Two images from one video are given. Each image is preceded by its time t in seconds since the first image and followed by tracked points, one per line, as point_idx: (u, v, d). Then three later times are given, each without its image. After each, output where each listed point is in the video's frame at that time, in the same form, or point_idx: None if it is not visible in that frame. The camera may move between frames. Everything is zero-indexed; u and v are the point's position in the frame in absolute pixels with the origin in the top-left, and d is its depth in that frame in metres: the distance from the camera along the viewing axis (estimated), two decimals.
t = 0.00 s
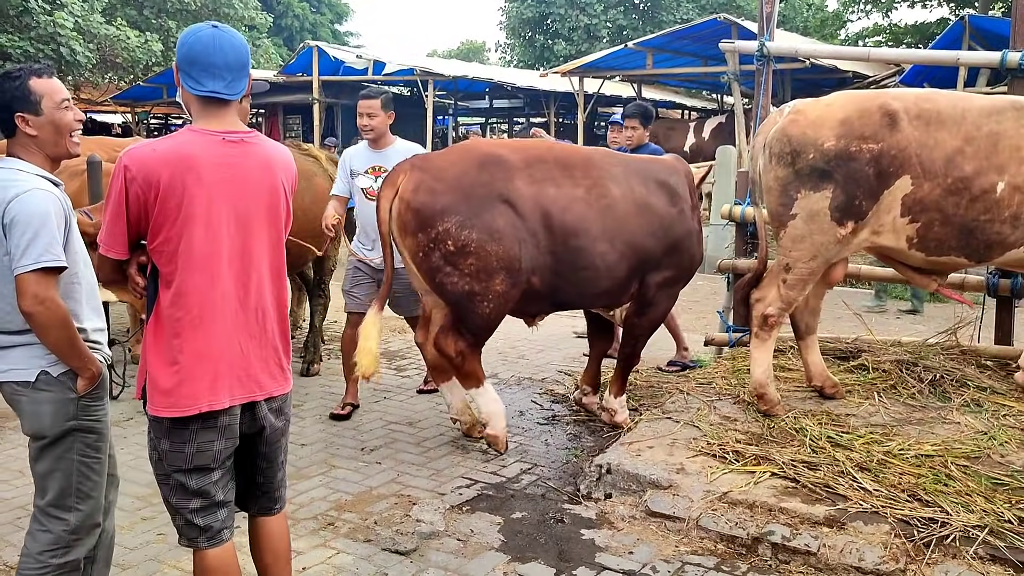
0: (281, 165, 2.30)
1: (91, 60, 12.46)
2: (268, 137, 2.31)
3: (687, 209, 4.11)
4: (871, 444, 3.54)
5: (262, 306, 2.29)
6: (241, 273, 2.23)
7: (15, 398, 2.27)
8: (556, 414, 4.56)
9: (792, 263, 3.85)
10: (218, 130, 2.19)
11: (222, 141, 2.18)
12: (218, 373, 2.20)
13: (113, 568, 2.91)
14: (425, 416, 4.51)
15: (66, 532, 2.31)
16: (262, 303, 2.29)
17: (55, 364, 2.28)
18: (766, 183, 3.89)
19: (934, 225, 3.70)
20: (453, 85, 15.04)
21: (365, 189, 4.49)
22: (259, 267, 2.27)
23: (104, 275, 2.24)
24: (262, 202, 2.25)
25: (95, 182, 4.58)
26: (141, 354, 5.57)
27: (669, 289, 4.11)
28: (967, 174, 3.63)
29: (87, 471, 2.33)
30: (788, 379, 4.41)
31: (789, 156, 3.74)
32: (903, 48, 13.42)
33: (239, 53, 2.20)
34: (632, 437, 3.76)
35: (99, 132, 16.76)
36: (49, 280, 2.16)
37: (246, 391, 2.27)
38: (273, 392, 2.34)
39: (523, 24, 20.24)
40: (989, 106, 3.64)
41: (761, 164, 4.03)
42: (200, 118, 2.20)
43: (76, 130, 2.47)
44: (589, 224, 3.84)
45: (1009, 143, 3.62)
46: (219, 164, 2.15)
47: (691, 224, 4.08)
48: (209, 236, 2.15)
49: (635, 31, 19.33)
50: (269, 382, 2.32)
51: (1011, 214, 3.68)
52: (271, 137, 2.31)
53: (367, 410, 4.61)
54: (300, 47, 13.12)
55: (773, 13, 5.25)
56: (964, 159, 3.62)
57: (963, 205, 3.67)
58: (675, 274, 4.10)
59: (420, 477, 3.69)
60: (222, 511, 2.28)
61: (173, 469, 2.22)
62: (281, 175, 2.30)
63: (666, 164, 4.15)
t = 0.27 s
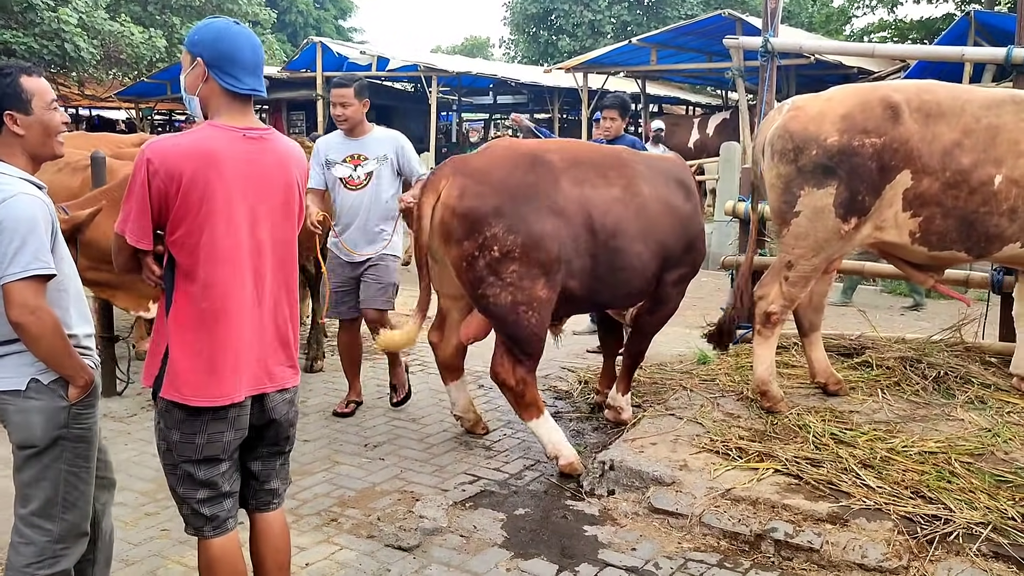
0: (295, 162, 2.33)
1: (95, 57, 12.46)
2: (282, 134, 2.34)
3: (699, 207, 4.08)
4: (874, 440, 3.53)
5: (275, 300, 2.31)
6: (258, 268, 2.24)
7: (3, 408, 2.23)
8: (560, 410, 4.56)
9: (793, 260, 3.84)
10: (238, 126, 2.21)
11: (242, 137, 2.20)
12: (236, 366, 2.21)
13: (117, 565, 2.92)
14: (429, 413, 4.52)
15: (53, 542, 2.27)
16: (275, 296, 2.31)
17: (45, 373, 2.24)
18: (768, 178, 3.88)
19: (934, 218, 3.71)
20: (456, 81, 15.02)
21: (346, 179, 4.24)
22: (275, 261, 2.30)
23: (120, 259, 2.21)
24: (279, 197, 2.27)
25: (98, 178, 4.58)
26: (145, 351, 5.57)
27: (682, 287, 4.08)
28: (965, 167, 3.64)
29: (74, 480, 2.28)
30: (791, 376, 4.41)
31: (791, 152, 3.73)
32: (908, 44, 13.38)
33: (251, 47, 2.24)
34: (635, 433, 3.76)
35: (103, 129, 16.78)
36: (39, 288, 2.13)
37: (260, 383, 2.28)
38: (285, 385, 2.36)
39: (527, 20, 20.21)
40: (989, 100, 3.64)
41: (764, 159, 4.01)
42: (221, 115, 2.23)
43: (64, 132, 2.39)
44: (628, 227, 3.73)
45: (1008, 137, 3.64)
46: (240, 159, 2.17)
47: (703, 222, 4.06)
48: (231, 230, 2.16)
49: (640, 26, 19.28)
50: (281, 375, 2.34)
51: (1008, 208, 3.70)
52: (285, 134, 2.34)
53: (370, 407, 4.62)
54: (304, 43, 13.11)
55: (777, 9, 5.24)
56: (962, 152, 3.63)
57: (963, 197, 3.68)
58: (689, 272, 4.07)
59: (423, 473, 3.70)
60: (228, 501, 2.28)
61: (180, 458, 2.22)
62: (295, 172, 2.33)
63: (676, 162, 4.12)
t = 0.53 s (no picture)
0: (308, 158, 2.37)
1: (99, 54, 12.47)
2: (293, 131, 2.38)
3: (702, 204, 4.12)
4: (877, 438, 3.53)
5: (293, 293, 2.33)
6: (278, 260, 2.27)
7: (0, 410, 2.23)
8: (562, 407, 4.57)
9: (793, 257, 3.84)
10: (254, 122, 2.25)
11: (259, 131, 2.23)
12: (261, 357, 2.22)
13: (121, 560, 2.93)
14: (432, 410, 4.52)
15: (53, 543, 2.28)
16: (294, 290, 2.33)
17: (42, 374, 2.25)
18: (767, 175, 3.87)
19: (933, 215, 3.71)
20: (459, 78, 15.02)
21: (341, 187, 3.96)
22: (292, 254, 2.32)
23: (138, 258, 2.21)
24: (295, 191, 2.31)
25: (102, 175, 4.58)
26: (148, 348, 5.59)
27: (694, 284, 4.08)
28: (965, 165, 3.64)
29: (73, 481, 2.30)
30: (794, 373, 4.41)
31: (791, 148, 3.71)
32: (912, 41, 13.35)
33: (260, 45, 2.29)
34: (637, 431, 3.76)
35: (108, 126, 16.80)
36: (38, 290, 2.14)
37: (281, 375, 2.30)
38: (301, 379, 2.38)
39: (531, 17, 20.20)
40: (988, 99, 3.65)
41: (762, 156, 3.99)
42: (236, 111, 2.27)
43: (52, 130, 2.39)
44: (669, 217, 3.74)
45: (1007, 135, 3.64)
46: (260, 152, 2.20)
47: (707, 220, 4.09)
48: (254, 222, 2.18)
49: (644, 23, 19.25)
50: (299, 368, 2.36)
51: (1006, 205, 3.71)
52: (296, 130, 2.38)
53: (372, 404, 4.62)
54: (308, 40, 13.10)
55: (781, 6, 5.23)
56: (962, 150, 3.64)
57: (962, 192, 3.68)
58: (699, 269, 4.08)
59: (426, 470, 3.70)
60: (234, 500, 2.29)
61: (195, 454, 2.20)
62: (308, 167, 2.37)
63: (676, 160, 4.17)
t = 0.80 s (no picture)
0: (309, 154, 2.37)
1: (102, 52, 12.46)
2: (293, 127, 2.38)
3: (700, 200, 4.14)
4: (880, 436, 3.53)
5: (300, 290, 2.34)
6: (286, 258, 2.27)
7: None
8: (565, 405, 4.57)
9: (794, 254, 3.85)
10: (255, 119, 2.24)
11: (262, 129, 2.23)
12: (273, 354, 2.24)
13: (124, 556, 2.94)
14: (434, 407, 4.52)
15: (51, 544, 2.29)
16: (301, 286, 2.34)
17: (40, 375, 2.25)
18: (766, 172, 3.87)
19: (930, 211, 3.70)
20: (462, 76, 15.01)
21: (349, 183, 3.76)
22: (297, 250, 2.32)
23: (140, 260, 2.19)
24: (299, 188, 2.31)
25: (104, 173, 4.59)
26: (151, 346, 5.60)
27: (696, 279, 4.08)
28: (960, 162, 3.62)
29: (71, 480, 2.31)
30: (797, 371, 4.41)
31: (791, 145, 3.71)
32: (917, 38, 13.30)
33: (257, 47, 2.30)
34: (640, 428, 3.76)
35: (111, 124, 16.80)
36: (39, 290, 2.14)
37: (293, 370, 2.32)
38: (307, 375, 2.38)
39: (534, 14, 20.18)
40: (983, 96, 3.62)
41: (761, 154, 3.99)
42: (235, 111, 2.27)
43: (48, 128, 2.38)
44: (687, 213, 3.77)
45: (1003, 132, 3.61)
46: (264, 149, 2.20)
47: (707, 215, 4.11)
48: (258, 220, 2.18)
49: (647, 21, 19.21)
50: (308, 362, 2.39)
51: (1001, 200, 3.66)
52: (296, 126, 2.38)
53: (374, 401, 4.63)
54: (311, 38, 13.09)
55: (784, 3, 5.22)
56: (957, 147, 3.62)
57: (961, 190, 3.66)
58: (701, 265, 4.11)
59: (428, 468, 3.70)
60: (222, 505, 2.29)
61: (196, 451, 2.20)
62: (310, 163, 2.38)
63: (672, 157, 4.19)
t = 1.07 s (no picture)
0: (286, 153, 2.32)
1: (105, 50, 12.44)
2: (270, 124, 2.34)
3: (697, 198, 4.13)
4: (882, 435, 3.52)
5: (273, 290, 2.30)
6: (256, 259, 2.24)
7: None
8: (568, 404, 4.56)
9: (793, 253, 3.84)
10: (222, 118, 2.22)
11: (227, 127, 2.20)
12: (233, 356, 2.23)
13: (126, 555, 2.93)
14: (437, 406, 4.52)
15: (50, 543, 2.31)
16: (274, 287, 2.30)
17: (38, 373, 2.25)
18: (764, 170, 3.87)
19: (929, 208, 3.70)
20: (465, 74, 14.99)
21: (359, 196, 3.56)
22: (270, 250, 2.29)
23: (111, 259, 2.23)
24: (272, 186, 2.27)
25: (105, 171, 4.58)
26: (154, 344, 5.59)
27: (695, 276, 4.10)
28: (958, 159, 3.63)
29: (70, 479, 2.32)
30: (800, 368, 4.41)
31: (788, 142, 3.67)
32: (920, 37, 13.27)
33: (231, 46, 2.29)
34: (642, 427, 3.76)
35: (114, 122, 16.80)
36: (36, 288, 2.13)
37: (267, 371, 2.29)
38: (285, 376, 2.36)
39: (537, 12, 20.16)
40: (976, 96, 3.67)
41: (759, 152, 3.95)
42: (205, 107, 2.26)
43: (46, 127, 2.38)
44: (693, 211, 3.79)
45: (998, 130, 3.64)
46: (227, 147, 2.17)
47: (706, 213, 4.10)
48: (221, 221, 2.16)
49: (650, 19, 19.17)
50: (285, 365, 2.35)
51: (1000, 199, 3.69)
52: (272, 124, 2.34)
53: (377, 400, 4.61)
54: (313, 35, 13.08)
55: (787, 2, 5.21)
56: (955, 144, 3.63)
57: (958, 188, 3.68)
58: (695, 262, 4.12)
59: (430, 466, 3.70)
60: (200, 508, 2.28)
61: (166, 458, 2.21)
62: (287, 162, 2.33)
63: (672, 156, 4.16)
